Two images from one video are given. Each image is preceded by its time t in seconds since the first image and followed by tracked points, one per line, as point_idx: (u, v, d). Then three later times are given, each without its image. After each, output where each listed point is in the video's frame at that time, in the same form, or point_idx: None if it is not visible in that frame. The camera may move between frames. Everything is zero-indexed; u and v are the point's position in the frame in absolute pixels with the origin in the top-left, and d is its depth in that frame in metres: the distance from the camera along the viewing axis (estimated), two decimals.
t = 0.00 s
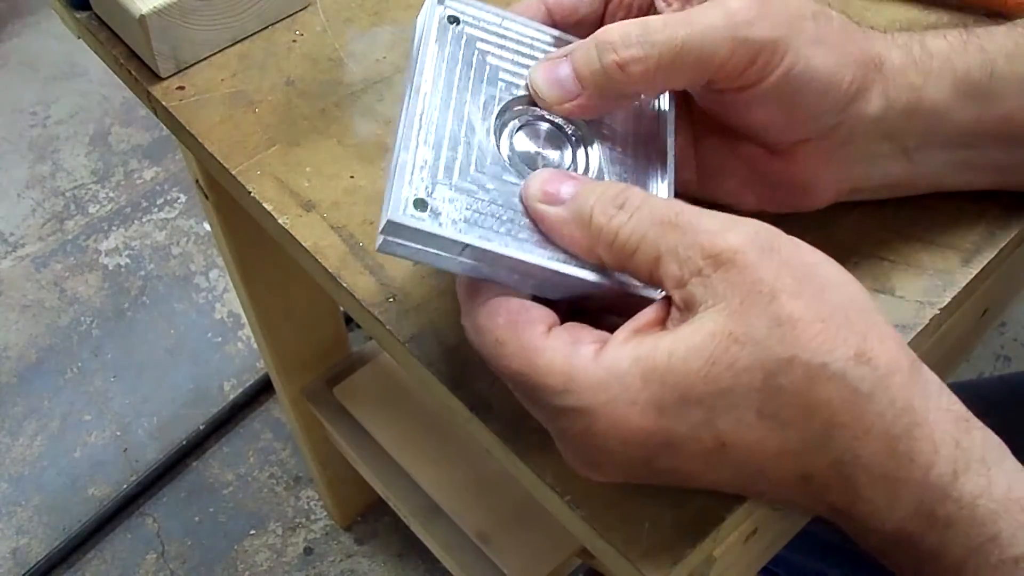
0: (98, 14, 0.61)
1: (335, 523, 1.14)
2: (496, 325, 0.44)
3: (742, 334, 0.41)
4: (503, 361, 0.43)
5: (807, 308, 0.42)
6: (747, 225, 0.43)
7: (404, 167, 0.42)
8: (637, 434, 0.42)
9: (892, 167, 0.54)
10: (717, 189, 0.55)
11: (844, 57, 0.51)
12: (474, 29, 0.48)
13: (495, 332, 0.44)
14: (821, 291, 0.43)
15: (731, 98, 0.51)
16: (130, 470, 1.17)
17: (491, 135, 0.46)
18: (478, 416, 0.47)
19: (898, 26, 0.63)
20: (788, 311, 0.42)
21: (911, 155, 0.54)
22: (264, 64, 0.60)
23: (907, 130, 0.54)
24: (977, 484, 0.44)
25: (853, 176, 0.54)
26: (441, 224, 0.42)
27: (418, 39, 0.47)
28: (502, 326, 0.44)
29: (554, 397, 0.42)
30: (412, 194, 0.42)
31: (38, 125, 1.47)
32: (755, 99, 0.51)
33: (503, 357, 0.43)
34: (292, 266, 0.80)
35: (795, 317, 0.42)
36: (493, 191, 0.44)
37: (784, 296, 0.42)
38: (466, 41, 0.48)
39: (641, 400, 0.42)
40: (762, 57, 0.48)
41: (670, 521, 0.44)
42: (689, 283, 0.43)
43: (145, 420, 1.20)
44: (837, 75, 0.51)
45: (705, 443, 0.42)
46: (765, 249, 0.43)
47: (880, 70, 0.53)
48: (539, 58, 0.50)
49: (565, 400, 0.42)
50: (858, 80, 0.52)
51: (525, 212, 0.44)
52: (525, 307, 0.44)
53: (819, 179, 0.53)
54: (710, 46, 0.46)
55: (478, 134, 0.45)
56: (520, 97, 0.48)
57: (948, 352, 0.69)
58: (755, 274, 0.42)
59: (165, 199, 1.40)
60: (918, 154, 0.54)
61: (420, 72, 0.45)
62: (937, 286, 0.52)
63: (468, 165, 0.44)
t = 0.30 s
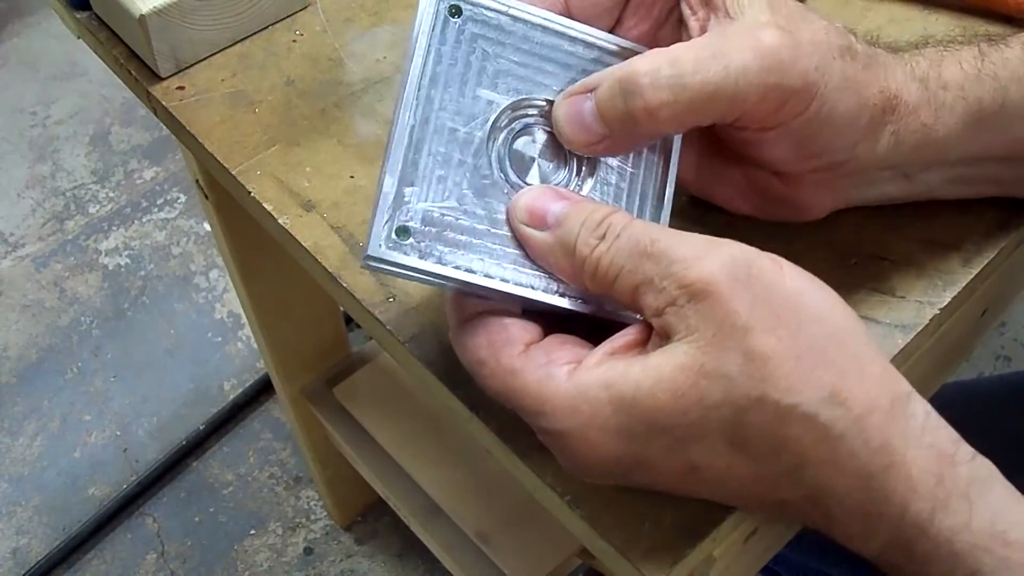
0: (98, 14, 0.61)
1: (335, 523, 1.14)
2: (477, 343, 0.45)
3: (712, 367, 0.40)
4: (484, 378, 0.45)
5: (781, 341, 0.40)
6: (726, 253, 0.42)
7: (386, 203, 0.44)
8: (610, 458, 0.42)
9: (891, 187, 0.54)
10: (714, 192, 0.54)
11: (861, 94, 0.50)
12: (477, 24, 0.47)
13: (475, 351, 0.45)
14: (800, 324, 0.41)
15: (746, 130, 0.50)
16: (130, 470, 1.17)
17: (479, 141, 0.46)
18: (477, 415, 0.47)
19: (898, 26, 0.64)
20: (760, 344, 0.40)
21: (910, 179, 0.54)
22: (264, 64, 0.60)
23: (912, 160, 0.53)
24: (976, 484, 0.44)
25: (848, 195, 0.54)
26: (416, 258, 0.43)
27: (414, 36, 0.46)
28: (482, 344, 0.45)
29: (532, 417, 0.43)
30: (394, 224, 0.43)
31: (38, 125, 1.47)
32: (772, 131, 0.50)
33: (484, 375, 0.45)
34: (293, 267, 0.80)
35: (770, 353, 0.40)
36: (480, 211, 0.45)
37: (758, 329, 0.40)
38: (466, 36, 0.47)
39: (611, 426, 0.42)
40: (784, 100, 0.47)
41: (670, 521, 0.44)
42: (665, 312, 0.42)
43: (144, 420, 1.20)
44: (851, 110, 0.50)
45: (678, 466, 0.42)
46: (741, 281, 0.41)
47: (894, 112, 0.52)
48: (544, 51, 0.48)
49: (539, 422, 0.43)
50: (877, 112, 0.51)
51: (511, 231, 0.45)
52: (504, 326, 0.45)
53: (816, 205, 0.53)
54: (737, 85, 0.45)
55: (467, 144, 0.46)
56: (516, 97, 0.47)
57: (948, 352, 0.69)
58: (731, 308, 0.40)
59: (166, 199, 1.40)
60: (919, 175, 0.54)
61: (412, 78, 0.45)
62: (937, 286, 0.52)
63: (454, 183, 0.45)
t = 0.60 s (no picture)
0: (98, 14, 0.61)
1: (335, 523, 1.14)
2: (465, 342, 0.46)
3: (680, 395, 0.40)
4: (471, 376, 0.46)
5: (753, 372, 0.40)
6: (703, 277, 0.41)
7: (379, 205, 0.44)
8: (586, 467, 0.43)
9: (893, 184, 0.54)
10: (715, 185, 0.54)
11: (862, 92, 0.50)
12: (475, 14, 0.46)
13: (463, 350, 0.46)
14: (779, 345, 0.40)
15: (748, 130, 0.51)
16: (130, 470, 1.17)
17: (477, 138, 0.46)
18: (477, 415, 0.47)
19: (898, 25, 0.63)
20: (730, 375, 0.40)
21: (912, 175, 0.54)
22: (264, 64, 0.60)
23: (914, 156, 0.53)
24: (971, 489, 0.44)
25: (851, 191, 0.54)
26: (412, 263, 0.43)
27: (415, 30, 0.45)
28: (471, 342, 0.46)
29: (515, 423, 0.44)
30: (390, 227, 0.44)
31: (38, 125, 1.47)
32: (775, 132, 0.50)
33: (472, 372, 0.46)
34: (293, 267, 0.80)
35: (740, 384, 0.40)
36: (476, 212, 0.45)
37: (729, 360, 0.40)
38: (465, 31, 0.46)
39: (588, 442, 0.42)
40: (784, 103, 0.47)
41: (671, 520, 0.44)
42: (643, 331, 0.42)
43: (144, 420, 1.20)
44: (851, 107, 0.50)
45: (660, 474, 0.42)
46: (715, 307, 0.40)
47: (897, 108, 0.52)
48: (550, 44, 0.47)
49: (519, 426, 0.44)
50: (879, 108, 0.51)
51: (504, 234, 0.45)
52: (492, 331, 0.46)
53: (814, 198, 0.53)
54: (736, 86, 0.45)
55: (464, 142, 0.46)
56: (515, 93, 0.47)
57: (949, 352, 0.69)
58: (703, 334, 0.40)
59: (165, 199, 1.40)
60: (919, 171, 0.54)
61: (411, 75, 0.45)
62: (937, 285, 0.52)
63: (451, 184, 0.45)
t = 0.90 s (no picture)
0: (98, 14, 0.61)
1: (335, 523, 1.14)
2: (463, 340, 0.46)
3: (670, 409, 0.40)
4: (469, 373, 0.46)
5: (743, 388, 0.40)
6: (697, 289, 0.40)
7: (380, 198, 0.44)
8: (578, 470, 0.43)
9: (902, 182, 0.54)
10: (723, 178, 0.55)
11: (879, 86, 0.50)
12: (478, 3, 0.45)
13: (461, 348, 0.46)
14: (773, 357, 0.40)
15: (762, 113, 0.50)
16: (130, 470, 1.17)
17: (479, 132, 0.46)
18: (477, 415, 0.47)
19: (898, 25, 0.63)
20: (720, 390, 0.39)
21: (921, 173, 0.54)
22: (264, 64, 0.60)
23: (925, 151, 0.53)
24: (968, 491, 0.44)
25: (858, 187, 0.54)
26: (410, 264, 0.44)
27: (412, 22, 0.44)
28: (470, 341, 0.46)
29: (510, 422, 0.44)
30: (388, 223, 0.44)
31: (37, 125, 1.47)
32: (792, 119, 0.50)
33: (469, 369, 0.46)
34: (290, 265, 0.79)
35: (730, 399, 0.39)
36: (477, 207, 0.45)
37: (718, 375, 0.39)
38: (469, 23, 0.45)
39: (580, 449, 0.42)
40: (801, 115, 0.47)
41: (671, 520, 0.44)
42: (635, 341, 0.41)
43: (145, 420, 1.20)
44: (863, 102, 0.50)
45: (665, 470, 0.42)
46: (706, 321, 0.40)
47: (912, 103, 0.51)
48: (554, 36, 0.47)
49: (514, 427, 0.44)
50: (895, 104, 0.51)
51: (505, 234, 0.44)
52: (489, 331, 0.46)
53: (821, 190, 0.53)
54: (756, 63, 0.44)
55: (466, 136, 0.46)
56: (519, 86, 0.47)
57: (950, 353, 0.69)
58: (693, 347, 0.39)
59: (165, 199, 1.40)
60: (929, 169, 0.54)
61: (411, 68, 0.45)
62: (936, 286, 0.52)
63: (453, 179, 0.45)
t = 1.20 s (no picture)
0: (98, 14, 0.61)
1: (335, 523, 1.14)
2: (463, 331, 0.47)
3: (650, 427, 0.40)
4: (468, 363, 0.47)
5: (719, 414, 0.39)
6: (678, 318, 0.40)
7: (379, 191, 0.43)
8: (569, 468, 0.44)
9: (903, 201, 0.54)
10: (726, 173, 0.55)
11: (910, 119, 0.50)
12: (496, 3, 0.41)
13: (462, 337, 0.47)
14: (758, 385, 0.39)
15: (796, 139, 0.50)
16: (130, 470, 1.17)
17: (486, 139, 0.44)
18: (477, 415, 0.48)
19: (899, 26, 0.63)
20: (695, 413, 0.39)
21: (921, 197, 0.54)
22: (264, 64, 0.60)
23: (932, 176, 0.53)
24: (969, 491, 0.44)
25: (859, 203, 0.53)
26: (403, 264, 0.44)
27: (427, 3, 0.40)
28: (470, 332, 0.46)
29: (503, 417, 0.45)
30: (383, 225, 0.43)
31: (38, 125, 1.47)
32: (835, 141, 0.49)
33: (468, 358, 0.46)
34: (284, 268, 0.79)
35: (706, 423, 0.39)
36: (476, 214, 0.45)
37: (695, 401, 0.39)
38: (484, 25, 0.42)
39: (565, 453, 0.43)
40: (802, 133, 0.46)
41: (671, 521, 0.44)
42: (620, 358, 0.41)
43: (145, 420, 1.20)
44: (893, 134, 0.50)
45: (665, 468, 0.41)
46: (688, 348, 0.39)
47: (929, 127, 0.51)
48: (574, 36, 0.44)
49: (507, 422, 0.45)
50: (920, 134, 0.51)
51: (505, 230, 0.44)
52: (485, 328, 0.46)
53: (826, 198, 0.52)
54: (809, 93, 0.45)
55: (471, 137, 0.44)
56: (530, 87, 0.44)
57: (949, 353, 0.69)
58: (670, 370, 0.39)
59: (166, 199, 1.40)
60: (929, 192, 0.54)
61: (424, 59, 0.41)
62: (938, 286, 0.52)
63: (456, 183, 0.44)
